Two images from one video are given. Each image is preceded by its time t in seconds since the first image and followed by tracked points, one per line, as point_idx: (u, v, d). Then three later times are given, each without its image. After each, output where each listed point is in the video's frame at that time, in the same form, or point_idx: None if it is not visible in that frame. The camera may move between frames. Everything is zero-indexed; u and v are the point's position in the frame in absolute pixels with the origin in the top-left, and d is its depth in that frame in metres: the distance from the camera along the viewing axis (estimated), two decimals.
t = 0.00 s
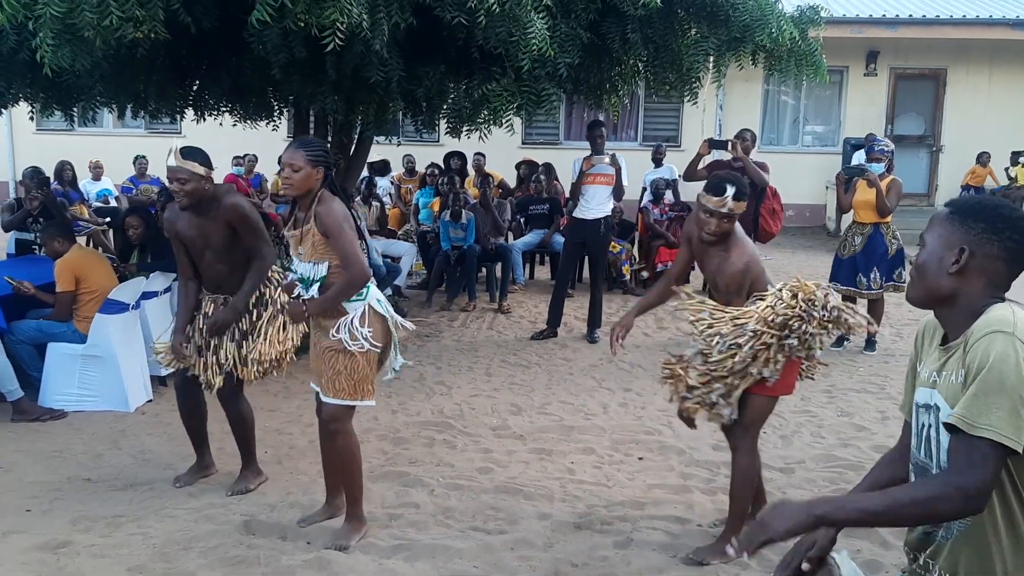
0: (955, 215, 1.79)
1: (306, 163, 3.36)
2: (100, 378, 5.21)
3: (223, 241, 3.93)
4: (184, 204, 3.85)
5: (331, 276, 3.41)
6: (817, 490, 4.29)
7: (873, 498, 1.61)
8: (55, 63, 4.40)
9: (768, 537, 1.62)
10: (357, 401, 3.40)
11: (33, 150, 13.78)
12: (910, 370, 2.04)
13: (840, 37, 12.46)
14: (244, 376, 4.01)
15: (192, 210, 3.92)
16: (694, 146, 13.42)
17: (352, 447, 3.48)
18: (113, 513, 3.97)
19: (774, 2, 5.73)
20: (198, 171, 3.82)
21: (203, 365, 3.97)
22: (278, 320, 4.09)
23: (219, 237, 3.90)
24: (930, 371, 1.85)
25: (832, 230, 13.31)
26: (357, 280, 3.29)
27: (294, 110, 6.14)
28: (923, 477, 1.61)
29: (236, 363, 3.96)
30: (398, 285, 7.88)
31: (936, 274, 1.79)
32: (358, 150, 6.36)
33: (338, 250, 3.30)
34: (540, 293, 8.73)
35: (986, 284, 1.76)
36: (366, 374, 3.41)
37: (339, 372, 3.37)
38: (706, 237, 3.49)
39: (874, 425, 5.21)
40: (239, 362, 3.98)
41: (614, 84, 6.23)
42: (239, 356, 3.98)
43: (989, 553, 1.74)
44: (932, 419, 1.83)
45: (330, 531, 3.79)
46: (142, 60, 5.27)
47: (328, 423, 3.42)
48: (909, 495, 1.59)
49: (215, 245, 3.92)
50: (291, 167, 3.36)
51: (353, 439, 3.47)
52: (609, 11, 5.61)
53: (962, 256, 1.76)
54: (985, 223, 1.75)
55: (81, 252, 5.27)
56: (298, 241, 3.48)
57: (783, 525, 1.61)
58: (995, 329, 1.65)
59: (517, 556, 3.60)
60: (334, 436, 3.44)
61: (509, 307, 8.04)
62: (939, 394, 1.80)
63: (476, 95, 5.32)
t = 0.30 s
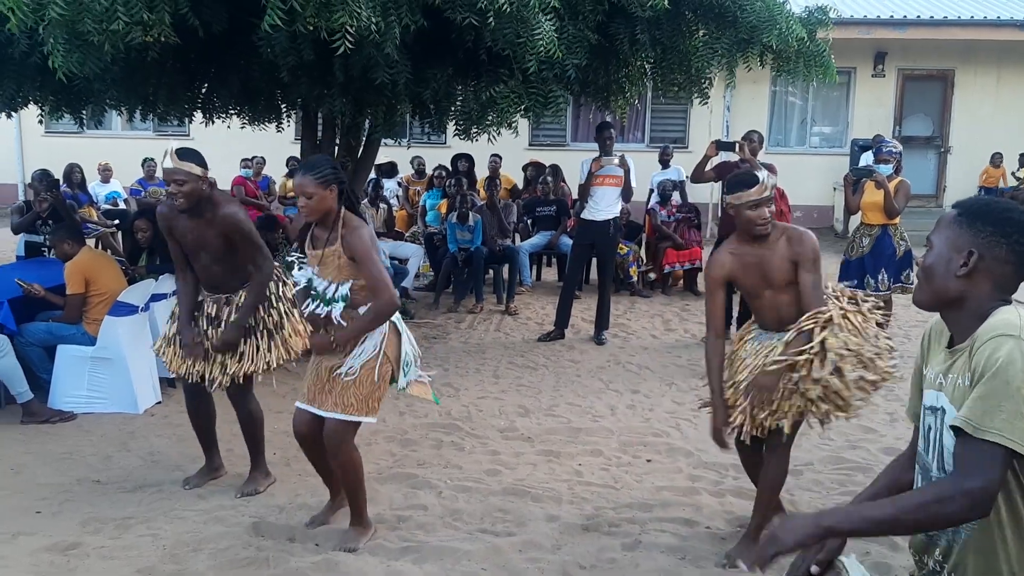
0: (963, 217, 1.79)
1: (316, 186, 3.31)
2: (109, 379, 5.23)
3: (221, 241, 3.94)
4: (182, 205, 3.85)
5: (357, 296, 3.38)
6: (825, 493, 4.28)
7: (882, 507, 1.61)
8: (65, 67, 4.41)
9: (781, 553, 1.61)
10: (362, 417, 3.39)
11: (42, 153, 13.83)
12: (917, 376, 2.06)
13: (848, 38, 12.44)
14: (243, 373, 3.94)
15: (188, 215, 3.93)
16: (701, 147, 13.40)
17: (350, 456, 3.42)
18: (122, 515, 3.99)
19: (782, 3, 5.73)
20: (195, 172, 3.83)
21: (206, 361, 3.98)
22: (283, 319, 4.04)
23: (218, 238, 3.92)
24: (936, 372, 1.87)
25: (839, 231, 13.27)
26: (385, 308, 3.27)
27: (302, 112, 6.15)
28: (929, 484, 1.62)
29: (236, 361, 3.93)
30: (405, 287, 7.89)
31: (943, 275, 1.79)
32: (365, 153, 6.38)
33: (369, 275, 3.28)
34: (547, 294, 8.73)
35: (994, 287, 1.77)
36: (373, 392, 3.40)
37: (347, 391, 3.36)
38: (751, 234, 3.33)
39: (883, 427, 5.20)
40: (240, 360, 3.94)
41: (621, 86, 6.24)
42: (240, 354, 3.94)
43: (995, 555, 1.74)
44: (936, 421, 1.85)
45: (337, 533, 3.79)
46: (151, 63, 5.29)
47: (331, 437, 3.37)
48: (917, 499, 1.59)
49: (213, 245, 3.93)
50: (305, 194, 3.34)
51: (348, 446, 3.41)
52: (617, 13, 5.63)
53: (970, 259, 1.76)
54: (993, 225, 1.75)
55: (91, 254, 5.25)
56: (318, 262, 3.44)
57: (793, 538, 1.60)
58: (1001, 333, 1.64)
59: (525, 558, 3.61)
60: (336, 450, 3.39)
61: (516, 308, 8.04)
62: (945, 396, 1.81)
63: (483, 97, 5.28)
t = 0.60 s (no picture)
0: (968, 218, 1.79)
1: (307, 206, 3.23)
2: (117, 382, 5.24)
3: (223, 243, 3.94)
4: (185, 206, 3.86)
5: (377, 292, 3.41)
6: (833, 496, 4.27)
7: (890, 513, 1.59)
8: (74, 70, 4.43)
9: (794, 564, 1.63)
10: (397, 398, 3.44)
11: (50, 156, 13.88)
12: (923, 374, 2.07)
13: (855, 40, 12.42)
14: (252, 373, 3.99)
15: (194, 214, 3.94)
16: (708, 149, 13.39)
17: (379, 447, 3.46)
18: (130, 517, 4.00)
19: (789, 6, 5.72)
20: (200, 174, 3.83)
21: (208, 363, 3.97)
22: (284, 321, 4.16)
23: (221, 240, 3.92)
24: (943, 374, 1.87)
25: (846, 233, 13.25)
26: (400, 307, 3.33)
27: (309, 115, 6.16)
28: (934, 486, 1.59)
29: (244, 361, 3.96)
30: (412, 289, 7.90)
31: (950, 277, 1.79)
32: (371, 155, 6.38)
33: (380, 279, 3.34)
34: (553, 297, 8.73)
35: (1001, 288, 1.76)
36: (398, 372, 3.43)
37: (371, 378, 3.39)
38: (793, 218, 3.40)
39: (891, 430, 5.18)
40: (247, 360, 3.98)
41: (627, 89, 6.25)
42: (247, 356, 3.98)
43: (999, 557, 1.74)
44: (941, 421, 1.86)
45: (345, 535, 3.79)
46: (159, 66, 5.31)
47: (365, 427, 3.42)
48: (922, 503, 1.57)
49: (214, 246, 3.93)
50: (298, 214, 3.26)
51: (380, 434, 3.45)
52: (624, 15, 5.64)
53: (976, 260, 1.76)
54: (999, 225, 1.75)
55: (100, 257, 5.24)
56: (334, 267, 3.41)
57: (804, 550, 1.62)
58: (1002, 335, 1.64)
59: (533, 561, 3.61)
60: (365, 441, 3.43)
61: (523, 311, 8.04)
62: (951, 397, 1.82)
63: (489, 99, 5.28)
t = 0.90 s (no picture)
0: (973, 220, 1.80)
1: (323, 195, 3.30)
2: (126, 383, 5.26)
3: (231, 246, 3.96)
4: (194, 208, 3.87)
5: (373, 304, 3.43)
6: (841, 498, 4.26)
7: (928, 525, 1.62)
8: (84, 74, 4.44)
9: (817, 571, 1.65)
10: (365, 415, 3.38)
11: (59, 159, 13.93)
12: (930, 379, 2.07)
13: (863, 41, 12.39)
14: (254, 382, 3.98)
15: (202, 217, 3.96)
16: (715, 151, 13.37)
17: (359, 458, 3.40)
18: (140, 518, 4.01)
19: (797, 7, 5.71)
20: (209, 176, 3.84)
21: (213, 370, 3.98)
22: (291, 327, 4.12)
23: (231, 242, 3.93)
24: (951, 376, 1.87)
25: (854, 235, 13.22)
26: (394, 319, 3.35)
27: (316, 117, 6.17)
28: (954, 494, 1.62)
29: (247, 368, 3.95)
30: (419, 291, 7.90)
31: (955, 279, 1.80)
32: (379, 157, 6.40)
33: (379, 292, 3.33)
34: (560, 299, 8.73)
35: (1007, 290, 1.76)
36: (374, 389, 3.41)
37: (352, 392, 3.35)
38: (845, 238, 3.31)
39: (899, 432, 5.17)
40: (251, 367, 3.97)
41: (634, 90, 6.25)
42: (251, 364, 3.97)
43: (1004, 556, 1.74)
44: (947, 420, 1.87)
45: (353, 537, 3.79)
46: (167, 69, 5.33)
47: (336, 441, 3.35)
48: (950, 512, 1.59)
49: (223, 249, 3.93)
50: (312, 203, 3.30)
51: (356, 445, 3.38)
52: (631, 17, 5.63)
53: (983, 262, 1.76)
54: (1005, 227, 1.76)
55: (110, 260, 5.26)
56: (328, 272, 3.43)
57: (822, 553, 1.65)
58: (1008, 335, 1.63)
59: (540, 563, 3.60)
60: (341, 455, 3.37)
61: (530, 313, 8.04)
62: (958, 397, 1.82)
63: (496, 100, 5.28)
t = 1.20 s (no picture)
0: (985, 221, 1.82)
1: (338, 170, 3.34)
2: (138, 385, 5.29)
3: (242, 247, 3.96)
4: (204, 209, 3.88)
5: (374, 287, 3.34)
6: (852, 501, 4.25)
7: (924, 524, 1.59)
8: (98, 78, 4.47)
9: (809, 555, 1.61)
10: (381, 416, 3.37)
11: (70, 161, 14.00)
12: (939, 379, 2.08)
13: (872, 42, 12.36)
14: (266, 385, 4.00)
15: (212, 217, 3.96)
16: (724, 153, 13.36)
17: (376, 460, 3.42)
18: (151, 519, 4.02)
19: (807, 8, 5.71)
20: (219, 176, 3.85)
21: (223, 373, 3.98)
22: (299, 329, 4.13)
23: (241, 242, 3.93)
24: (962, 377, 1.89)
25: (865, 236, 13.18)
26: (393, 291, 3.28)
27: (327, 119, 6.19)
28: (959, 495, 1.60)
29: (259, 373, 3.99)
30: (429, 293, 7.92)
31: (967, 280, 1.82)
32: (388, 159, 6.43)
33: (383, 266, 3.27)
34: (569, 300, 8.72)
35: (1019, 290, 1.79)
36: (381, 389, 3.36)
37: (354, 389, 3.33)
38: (877, 233, 3.51)
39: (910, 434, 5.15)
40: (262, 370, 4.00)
41: (644, 92, 6.24)
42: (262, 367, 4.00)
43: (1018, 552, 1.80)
44: (958, 422, 1.90)
45: (364, 539, 3.79)
46: (179, 73, 5.35)
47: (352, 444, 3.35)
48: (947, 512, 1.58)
49: (234, 250, 3.94)
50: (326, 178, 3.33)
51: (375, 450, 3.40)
52: (640, 19, 5.63)
53: (995, 262, 1.79)
54: (1016, 228, 1.78)
55: (119, 262, 5.28)
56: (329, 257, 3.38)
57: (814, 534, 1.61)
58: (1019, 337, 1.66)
59: (551, 565, 3.60)
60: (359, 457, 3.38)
61: (539, 314, 8.04)
62: (968, 399, 1.85)
63: (506, 103, 5.28)
